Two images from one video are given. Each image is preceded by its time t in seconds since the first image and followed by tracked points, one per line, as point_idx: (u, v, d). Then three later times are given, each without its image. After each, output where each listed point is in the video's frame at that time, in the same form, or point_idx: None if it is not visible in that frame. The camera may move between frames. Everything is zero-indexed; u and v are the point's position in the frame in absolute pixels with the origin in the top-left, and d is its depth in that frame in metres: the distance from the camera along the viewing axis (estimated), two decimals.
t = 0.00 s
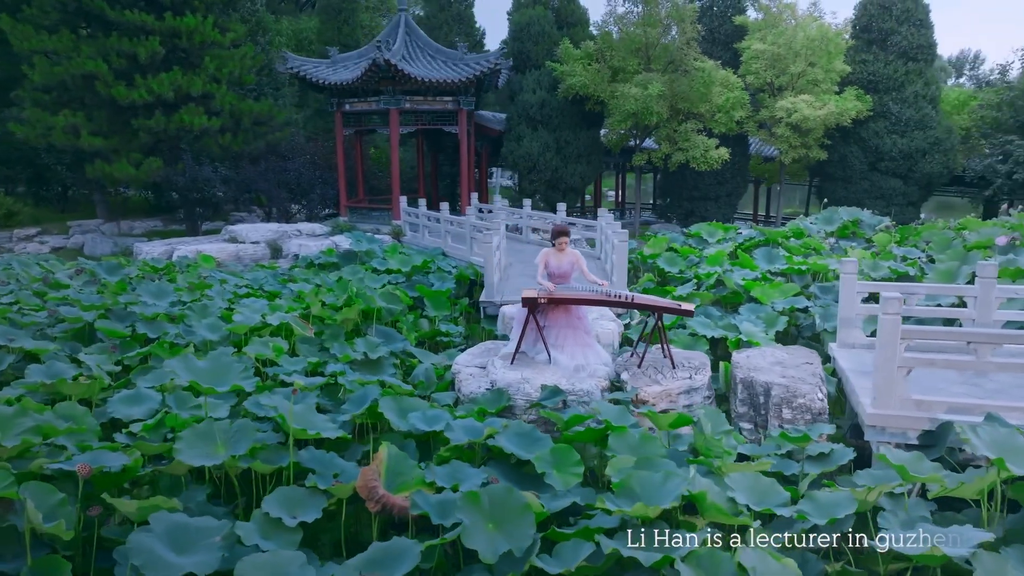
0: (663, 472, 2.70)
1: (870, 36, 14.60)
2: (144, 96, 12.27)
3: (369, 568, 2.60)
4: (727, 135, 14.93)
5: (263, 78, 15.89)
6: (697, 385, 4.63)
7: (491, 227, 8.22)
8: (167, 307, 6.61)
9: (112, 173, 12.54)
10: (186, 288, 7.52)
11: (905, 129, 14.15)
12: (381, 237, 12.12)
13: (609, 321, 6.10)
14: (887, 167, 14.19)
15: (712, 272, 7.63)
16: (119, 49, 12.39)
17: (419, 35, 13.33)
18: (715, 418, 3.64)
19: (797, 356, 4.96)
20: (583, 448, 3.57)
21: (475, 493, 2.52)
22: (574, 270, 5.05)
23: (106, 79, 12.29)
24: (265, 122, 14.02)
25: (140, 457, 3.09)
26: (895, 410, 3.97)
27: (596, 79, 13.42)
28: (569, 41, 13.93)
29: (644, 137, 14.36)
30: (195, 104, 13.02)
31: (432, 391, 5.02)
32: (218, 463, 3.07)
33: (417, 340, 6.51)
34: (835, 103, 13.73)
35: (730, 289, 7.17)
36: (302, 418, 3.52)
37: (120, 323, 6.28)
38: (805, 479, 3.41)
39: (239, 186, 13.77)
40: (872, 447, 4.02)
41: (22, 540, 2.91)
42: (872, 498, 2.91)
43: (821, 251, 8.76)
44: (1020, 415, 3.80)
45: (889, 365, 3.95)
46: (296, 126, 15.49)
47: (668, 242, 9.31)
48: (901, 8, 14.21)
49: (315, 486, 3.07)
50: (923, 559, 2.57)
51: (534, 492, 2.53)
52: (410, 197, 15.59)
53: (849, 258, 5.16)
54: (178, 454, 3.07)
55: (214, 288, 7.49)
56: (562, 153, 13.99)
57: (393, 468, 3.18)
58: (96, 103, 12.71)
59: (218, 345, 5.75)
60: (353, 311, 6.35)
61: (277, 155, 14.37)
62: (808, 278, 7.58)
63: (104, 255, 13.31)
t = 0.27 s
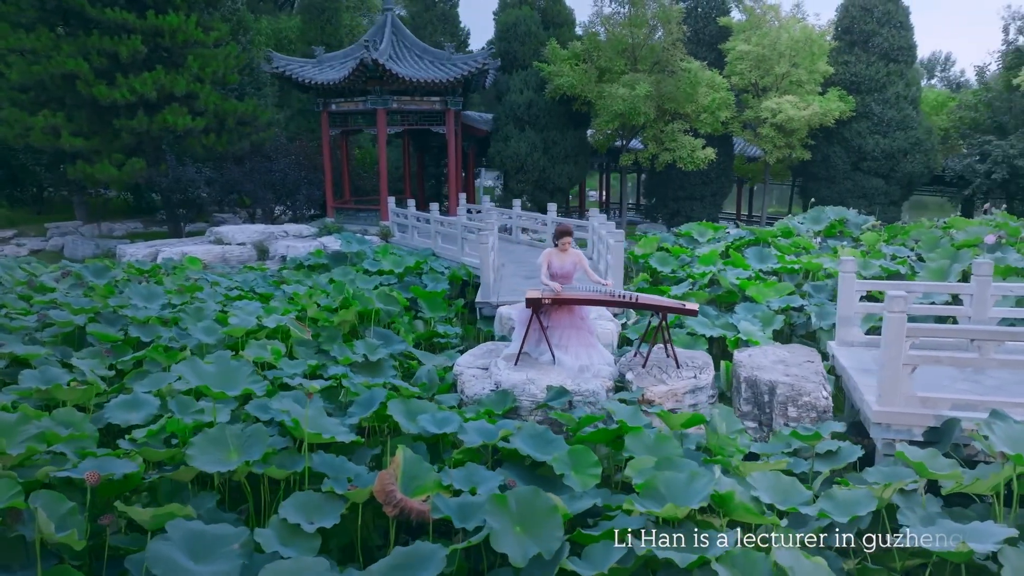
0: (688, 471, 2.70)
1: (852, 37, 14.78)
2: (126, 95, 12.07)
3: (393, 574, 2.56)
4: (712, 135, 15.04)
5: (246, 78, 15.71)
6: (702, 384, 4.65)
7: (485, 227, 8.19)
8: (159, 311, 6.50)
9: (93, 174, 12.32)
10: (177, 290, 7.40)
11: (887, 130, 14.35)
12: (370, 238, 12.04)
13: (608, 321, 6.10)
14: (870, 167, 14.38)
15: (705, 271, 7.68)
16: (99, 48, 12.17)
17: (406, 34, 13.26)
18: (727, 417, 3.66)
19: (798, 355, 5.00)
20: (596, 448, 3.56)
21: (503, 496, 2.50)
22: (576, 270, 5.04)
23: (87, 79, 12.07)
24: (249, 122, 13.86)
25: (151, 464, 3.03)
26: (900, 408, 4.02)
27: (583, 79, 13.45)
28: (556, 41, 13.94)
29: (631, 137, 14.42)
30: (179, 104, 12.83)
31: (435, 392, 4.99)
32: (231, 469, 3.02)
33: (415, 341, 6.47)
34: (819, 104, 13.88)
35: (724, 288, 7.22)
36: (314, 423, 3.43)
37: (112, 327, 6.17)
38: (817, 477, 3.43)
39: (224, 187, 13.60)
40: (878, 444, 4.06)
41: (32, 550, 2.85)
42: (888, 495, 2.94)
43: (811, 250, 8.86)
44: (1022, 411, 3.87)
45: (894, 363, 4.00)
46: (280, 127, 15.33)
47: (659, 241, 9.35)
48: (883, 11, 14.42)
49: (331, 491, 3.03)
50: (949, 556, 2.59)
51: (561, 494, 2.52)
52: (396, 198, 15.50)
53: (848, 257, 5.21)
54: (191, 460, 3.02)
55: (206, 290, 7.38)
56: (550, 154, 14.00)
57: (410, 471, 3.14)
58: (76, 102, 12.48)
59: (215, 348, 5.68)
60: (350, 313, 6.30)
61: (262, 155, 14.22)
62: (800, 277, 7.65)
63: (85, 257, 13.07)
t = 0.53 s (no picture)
0: (708, 471, 2.70)
1: (837, 39, 14.94)
2: (111, 94, 11.89)
3: None
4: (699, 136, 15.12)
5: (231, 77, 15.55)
6: (706, 383, 4.66)
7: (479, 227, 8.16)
8: (151, 314, 6.41)
9: (76, 174, 12.12)
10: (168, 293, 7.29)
11: (871, 130, 14.51)
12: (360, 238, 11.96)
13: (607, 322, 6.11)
14: (855, 167, 14.54)
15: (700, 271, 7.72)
16: (83, 46, 11.98)
17: (394, 34, 13.20)
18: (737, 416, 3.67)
19: (799, 353, 5.04)
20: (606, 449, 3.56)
21: (527, 498, 2.49)
22: (579, 271, 5.04)
23: (70, 77, 11.87)
24: (235, 123, 13.72)
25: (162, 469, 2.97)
26: (904, 405, 4.06)
27: (572, 80, 13.48)
28: (545, 41, 13.95)
29: (620, 138, 14.46)
30: (164, 104, 12.66)
31: (438, 394, 4.95)
32: (244, 474, 2.97)
33: (413, 343, 6.44)
34: (805, 104, 14.01)
35: (719, 287, 7.25)
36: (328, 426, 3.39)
37: (104, 330, 6.07)
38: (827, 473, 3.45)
39: (210, 188, 13.44)
40: (883, 442, 4.10)
41: (41, 559, 2.78)
42: (901, 492, 2.95)
43: (801, 249, 8.94)
44: None
45: (899, 360, 4.03)
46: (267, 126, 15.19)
47: (652, 241, 9.38)
48: (867, 12, 14.61)
49: (347, 495, 2.99)
50: (972, 551, 2.59)
51: (585, 495, 2.51)
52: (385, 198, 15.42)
53: (847, 256, 5.26)
54: (204, 464, 2.97)
55: (198, 293, 7.28)
56: (539, 154, 14.00)
57: (424, 474, 3.11)
58: (59, 102, 12.26)
59: (211, 351, 5.60)
60: (348, 315, 6.24)
61: (249, 155, 14.07)
62: (795, 276, 7.71)
63: (68, 259, 12.85)
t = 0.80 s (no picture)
0: (732, 471, 2.70)
1: (819, 40, 15.12)
2: (91, 94, 11.68)
3: None
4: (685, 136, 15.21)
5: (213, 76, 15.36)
6: (711, 382, 4.68)
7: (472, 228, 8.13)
8: (143, 317, 6.30)
9: (56, 175, 11.88)
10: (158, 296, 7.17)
11: (854, 130, 14.70)
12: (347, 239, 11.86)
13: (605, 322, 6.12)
14: (838, 166, 14.73)
15: (693, 270, 7.76)
16: (63, 44, 11.75)
17: (381, 33, 13.11)
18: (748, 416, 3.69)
19: (800, 352, 5.08)
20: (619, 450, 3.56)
21: (556, 500, 2.48)
22: (582, 271, 5.04)
23: (49, 76, 11.64)
24: (218, 123, 13.54)
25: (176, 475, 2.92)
26: (908, 402, 4.10)
27: (559, 80, 13.49)
28: (531, 42, 13.95)
29: (606, 138, 14.50)
30: (146, 103, 12.46)
31: (441, 396, 4.92)
32: (261, 480, 2.93)
33: (410, 344, 6.39)
34: (789, 105, 14.15)
35: (714, 287, 7.30)
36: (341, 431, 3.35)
37: (96, 333, 5.95)
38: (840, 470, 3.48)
39: (193, 189, 13.25)
40: (887, 438, 4.14)
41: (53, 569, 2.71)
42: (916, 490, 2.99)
43: (791, 248, 9.02)
44: None
45: (903, 357, 4.08)
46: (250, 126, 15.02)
47: (643, 241, 9.42)
48: (848, 14, 14.81)
49: (366, 499, 2.96)
50: (995, 546, 2.62)
51: (614, 496, 2.51)
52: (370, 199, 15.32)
53: (845, 255, 5.31)
54: (220, 470, 2.92)
55: (189, 295, 7.17)
56: (526, 154, 14.00)
57: (442, 477, 3.09)
58: (37, 102, 12.01)
59: (208, 355, 5.52)
60: (345, 317, 6.18)
61: (232, 156, 13.90)
62: (787, 274, 7.78)
63: (47, 262, 12.59)
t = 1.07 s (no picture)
0: (757, 469, 2.73)
1: (801, 41, 15.29)
2: (72, 93, 11.45)
3: None
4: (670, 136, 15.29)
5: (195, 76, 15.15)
6: (715, 381, 4.70)
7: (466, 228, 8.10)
8: (135, 321, 6.18)
9: (35, 176, 11.63)
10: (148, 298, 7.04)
11: (836, 130, 14.89)
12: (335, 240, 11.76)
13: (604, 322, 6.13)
14: (821, 166, 14.91)
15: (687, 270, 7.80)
16: (42, 42, 11.51)
17: (367, 33, 13.03)
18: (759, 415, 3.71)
19: (801, 350, 5.12)
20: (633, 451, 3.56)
21: (587, 502, 2.49)
22: (585, 271, 5.04)
23: (27, 75, 11.39)
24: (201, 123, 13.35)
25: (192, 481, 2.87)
26: (912, 399, 4.15)
27: (547, 80, 13.50)
28: (518, 42, 13.94)
29: (593, 138, 14.53)
30: (128, 103, 12.25)
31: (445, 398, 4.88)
32: (278, 485, 2.90)
33: (408, 346, 6.34)
34: (773, 105, 14.29)
35: (708, 286, 7.34)
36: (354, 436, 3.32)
37: (87, 338, 5.83)
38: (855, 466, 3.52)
39: (176, 190, 13.05)
40: (892, 435, 4.18)
41: None
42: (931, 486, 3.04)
43: (781, 247, 9.11)
44: None
45: (907, 355, 4.13)
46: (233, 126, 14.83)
47: (634, 241, 9.45)
48: (830, 16, 15.00)
49: (386, 503, 2.93)
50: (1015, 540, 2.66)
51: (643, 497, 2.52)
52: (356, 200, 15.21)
53: (843, 254, 5.37)
54: (237, 476, 2.88)
55: (180, 298, 7.05)
56: (513, 154, 13.99)
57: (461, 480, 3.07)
58: (15, 101, 11.75)
59: (205, 359, 5.43)
60: (343, 319, 6.12)
61: (216, 156, 13.72)
62: (779, 273, 7.85)
63: (26, 265, 12.33)
